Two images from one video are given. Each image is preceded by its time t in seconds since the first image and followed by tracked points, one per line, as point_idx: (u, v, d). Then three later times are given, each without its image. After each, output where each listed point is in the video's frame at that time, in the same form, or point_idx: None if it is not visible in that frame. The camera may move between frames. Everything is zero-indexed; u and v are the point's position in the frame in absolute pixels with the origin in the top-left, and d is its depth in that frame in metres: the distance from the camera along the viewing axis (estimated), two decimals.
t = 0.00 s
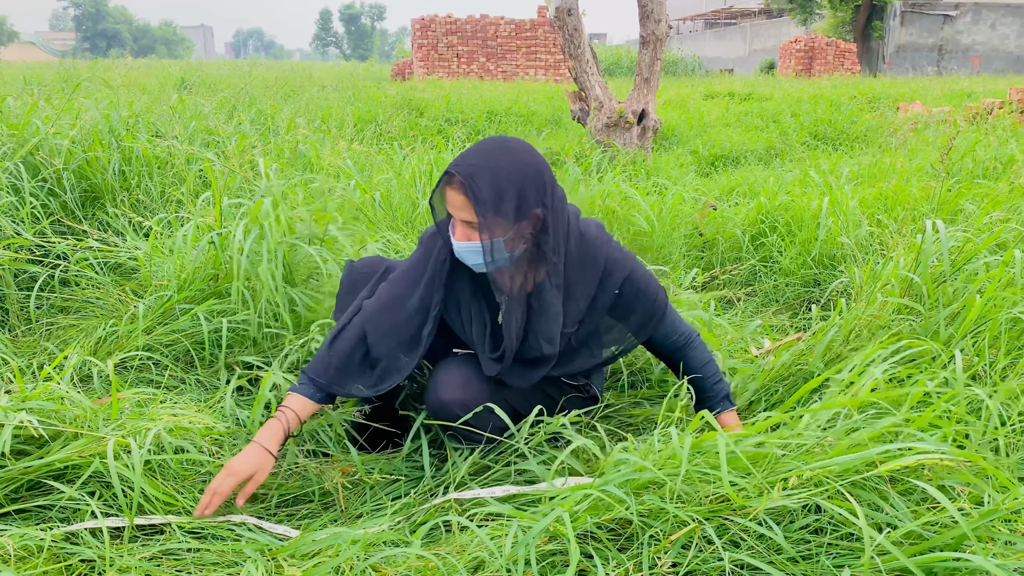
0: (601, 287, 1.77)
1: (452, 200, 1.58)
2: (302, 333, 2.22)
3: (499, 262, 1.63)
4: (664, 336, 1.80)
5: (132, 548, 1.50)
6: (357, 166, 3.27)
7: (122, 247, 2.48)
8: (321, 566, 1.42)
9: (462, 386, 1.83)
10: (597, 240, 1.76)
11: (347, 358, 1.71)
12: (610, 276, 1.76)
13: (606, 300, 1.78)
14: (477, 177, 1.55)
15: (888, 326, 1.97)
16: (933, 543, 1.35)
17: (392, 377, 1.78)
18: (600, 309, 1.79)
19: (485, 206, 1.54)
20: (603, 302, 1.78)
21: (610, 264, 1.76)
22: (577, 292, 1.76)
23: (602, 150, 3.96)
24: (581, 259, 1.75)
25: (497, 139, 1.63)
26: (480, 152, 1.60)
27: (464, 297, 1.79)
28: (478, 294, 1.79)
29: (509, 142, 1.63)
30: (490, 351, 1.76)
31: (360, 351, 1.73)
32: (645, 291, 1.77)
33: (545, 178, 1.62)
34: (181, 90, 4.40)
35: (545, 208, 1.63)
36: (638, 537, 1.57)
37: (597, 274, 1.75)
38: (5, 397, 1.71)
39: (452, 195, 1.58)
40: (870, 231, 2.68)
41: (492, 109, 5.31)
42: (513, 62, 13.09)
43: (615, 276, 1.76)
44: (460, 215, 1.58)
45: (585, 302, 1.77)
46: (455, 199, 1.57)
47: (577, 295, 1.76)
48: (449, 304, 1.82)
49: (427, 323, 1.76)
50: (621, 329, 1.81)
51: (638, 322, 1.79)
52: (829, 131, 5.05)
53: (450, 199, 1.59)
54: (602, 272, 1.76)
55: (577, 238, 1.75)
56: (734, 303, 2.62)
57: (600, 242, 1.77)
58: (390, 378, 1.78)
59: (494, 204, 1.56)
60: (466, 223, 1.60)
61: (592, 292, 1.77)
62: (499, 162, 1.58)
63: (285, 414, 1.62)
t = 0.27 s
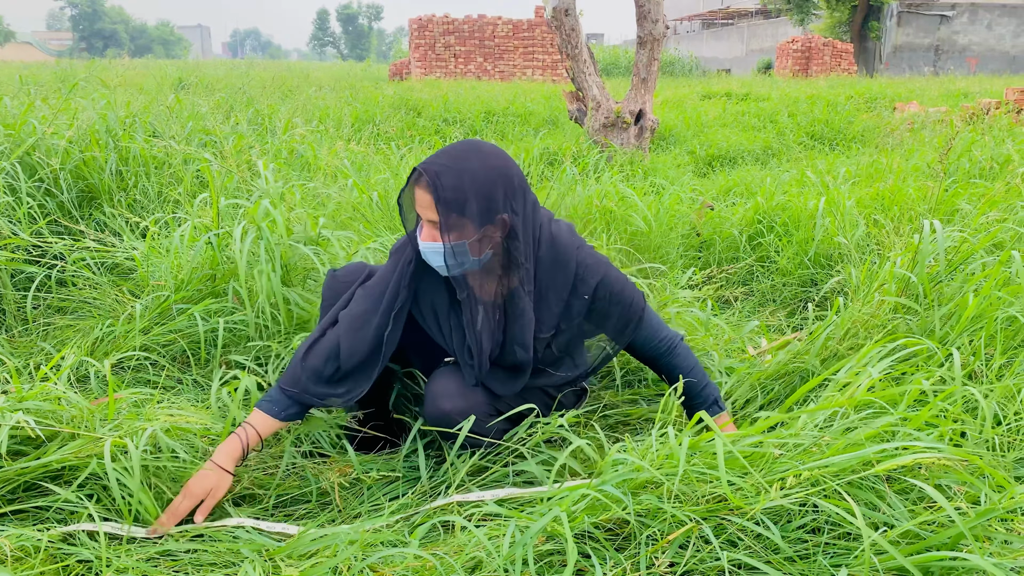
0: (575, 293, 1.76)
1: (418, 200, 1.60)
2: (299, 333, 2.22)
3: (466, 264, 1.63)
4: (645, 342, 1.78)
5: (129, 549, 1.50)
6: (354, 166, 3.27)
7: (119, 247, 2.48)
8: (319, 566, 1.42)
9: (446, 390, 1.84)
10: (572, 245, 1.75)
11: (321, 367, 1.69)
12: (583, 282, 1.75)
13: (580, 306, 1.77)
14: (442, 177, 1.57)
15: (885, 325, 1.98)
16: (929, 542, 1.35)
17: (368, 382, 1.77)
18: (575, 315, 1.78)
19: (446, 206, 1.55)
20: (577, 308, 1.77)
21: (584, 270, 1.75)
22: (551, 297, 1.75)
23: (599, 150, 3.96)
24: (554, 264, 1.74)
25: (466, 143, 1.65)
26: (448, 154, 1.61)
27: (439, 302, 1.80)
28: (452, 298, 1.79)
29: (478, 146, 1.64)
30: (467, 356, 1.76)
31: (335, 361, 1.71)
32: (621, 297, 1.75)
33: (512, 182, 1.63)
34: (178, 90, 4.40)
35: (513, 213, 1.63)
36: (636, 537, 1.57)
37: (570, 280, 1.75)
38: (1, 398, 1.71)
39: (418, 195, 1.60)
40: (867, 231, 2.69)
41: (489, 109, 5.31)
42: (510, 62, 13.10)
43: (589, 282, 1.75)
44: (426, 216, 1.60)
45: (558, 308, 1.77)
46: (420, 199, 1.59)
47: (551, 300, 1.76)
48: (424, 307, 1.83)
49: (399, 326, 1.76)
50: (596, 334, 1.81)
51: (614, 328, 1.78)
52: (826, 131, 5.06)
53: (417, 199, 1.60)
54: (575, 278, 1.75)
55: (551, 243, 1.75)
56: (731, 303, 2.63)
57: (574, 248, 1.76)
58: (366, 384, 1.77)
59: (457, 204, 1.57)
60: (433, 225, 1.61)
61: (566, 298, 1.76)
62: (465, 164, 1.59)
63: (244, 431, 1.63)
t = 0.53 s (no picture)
0: (559, 307, 1.74)
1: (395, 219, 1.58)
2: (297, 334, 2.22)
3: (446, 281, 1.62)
4: (635, 354, 1.77)
5: (129, 551, 1.50)
6: (352, 167, 3.27)
7: (117, 247, 2.48)
8: (318, 566, 1.42)
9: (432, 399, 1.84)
10: (556, 257, 1.73)
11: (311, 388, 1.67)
12: (567, 294, 1.73)
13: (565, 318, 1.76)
14: (418, 196, 1.54)
15: (882, 326, 1.98)
16: (927, 542, 1.36)
17: (354, 398, 1.76)
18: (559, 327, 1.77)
19: (423, 226, 1.53)
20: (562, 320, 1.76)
21: (569, 282, 1.73)
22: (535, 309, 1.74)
23: (597, 150, 3.96)
24: (538, 276, 1.73)
25: (442, 158, 1.62)
26: (425, 170, 1.58)
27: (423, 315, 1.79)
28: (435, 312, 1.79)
29: (455, 161, 1.61)
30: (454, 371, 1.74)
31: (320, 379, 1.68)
32: (608, 310, 1.74)
33: (491, 198, 1.60)
34: (176, 90, 4.39)
35: (492, 229, 1.62)
36: (634, 537, 1.57)
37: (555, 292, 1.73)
38: None
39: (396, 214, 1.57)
40: (865, 231, 2.69)
41: (488, 109, 5.31)
42: (508, 63, 13.10)
43: (573, 296, 1.73)
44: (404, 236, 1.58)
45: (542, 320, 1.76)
46: (397, 219, 1.57)
47: (535, 313, 1.76)
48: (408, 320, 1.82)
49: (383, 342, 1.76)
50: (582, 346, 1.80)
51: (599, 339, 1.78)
52: (824, 131, 5.07)
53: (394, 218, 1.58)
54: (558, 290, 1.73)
55: (534, 256, 1.73)
56: (729, 303, 2.63)
57: (559, 261, 1.74)
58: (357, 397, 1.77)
59: (434, 224, 1.54)
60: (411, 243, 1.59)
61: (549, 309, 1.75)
62: (442, 181, 1.57)
63: (233, 456, 1.66)
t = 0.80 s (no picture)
0: (551, 316, 1.73)
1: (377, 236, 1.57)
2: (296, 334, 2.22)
3: (433, 296, 1.61)
4: (630, 365, 1.78)
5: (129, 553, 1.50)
6: (351, 167, 3.27)
7: (116, 248, 2.48)
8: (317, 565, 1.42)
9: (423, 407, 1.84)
10: (546, 265, 1.72)
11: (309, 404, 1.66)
12: (558, 303, 1.72)
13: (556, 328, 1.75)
14: (398, 214, 1.52)
15: (881, 326, 1.98)
16: (926, 542, 1.36)
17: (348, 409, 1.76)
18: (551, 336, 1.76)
19: (404, 244, 1.52)
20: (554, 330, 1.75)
21: (561, 291, 1.72)
22: (526, 320, 1.73)
23: (596, 151, 3.96)
24: (529, 285, 1.71)
25: (422, 171, 1.59)
26: (405, 186, 1.56)
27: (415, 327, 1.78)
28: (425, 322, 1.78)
29: (435, 173, 1.59)
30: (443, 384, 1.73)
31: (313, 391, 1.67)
32: (600, 320, 1.73)
33: (474, 211, 1.58)
34: (176, 91, 4.39)
35: (476, 241, 1.59)
36: (633, 538, 1.58)
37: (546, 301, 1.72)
38: None
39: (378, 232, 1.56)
40: (864, 231, 2.70)
41: (487, 110, 5.31)
42: (507, 63, 13.10)
43: (565, 305, 1.73)
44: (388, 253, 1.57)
45: (533, 331, 1.74)
46: (379, 236, 1.55)
47: (526, 323, 1.74)
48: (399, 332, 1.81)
49: (375, 355, 1.76)
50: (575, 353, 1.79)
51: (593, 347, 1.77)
52: (823, 132, 5.07)
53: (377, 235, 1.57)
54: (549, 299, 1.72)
55: (524, 264, 1.71)
56: (728, 303, 2.63)
57: (549, 268, 1.72)
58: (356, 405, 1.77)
59: (416, 241, 1.53)
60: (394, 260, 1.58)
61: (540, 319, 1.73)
62: (422, 197, 1.55)
63: (229, 473, 1.65)
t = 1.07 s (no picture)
0: (542, 314, 1.73)
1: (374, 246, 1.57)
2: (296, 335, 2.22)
3: (430, 300, 1.61)
4: (619, 369, 1.76)
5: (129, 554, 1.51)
6: (350, 168, 3.27)
7: (116, 249, 2.48)
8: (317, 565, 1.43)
9: (408, 416, 1.86)
10: (538, 263, 1.71)
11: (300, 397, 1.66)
12: (551, 301, 1.71)
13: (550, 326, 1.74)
14: (392, 223, 1.53)
15: (880, 327, 1.99)
16: (924, 542, 1.36)
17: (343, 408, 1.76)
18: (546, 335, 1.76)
19: (401, 252, 1.52)
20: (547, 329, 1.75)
21: (553, 289, 1.71)
22: (520, 319, 1.72)
23: (596, 152, 3.96)
24: (522, 284, 1.70)
25: (412, 176, 1.59)
26: (396, 192, 1.56)
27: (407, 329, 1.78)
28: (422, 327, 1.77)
29: (426, 178, 1.58)
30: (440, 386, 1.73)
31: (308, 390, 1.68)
32: (593, 321, 1.72)
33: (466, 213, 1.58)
34: (175, 92, 4.39)
35: (469, 243, 1.60)
36: (632, 539, 1.58)
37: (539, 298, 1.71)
38: None
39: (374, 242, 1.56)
40: (863, 232, 2.70)
41: (486, 111, 5.31)
42: (507, 64, 13.12)
43: (557, 304, 1.72)
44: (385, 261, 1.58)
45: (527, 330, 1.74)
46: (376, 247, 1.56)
47: (519, 321, 1.73)
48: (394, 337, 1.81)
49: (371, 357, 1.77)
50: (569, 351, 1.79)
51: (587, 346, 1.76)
52: (822, 133, 5.08)
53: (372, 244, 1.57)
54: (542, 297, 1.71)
55: (517, 263, 1.70)
56: (727, 304, 2.63)
57: (542, 266, 1.71)
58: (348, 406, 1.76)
59: (413, 248, 1.54)
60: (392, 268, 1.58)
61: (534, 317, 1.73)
62: (414, 203, 1.55)
63: (221, 465, 1.64)
